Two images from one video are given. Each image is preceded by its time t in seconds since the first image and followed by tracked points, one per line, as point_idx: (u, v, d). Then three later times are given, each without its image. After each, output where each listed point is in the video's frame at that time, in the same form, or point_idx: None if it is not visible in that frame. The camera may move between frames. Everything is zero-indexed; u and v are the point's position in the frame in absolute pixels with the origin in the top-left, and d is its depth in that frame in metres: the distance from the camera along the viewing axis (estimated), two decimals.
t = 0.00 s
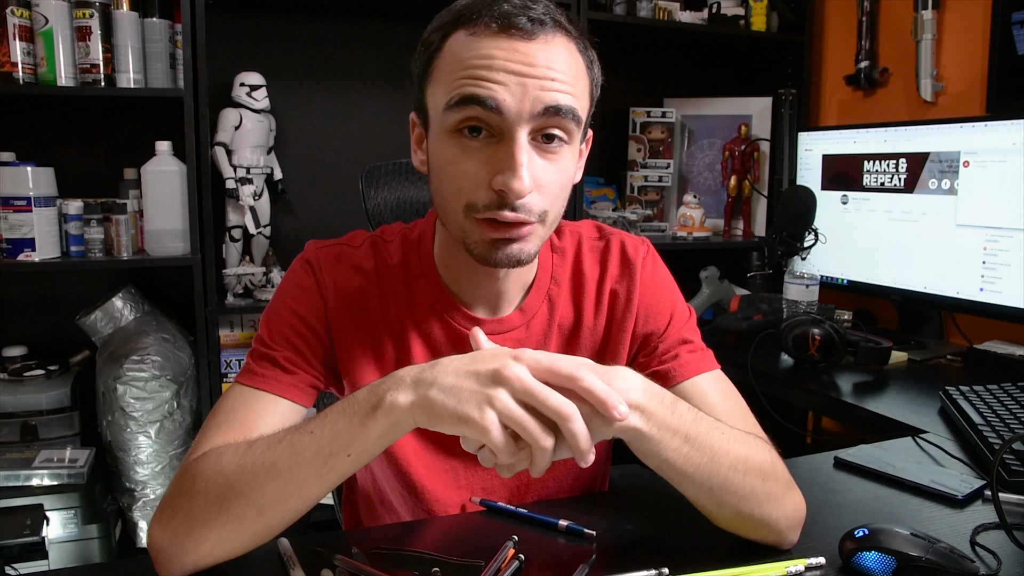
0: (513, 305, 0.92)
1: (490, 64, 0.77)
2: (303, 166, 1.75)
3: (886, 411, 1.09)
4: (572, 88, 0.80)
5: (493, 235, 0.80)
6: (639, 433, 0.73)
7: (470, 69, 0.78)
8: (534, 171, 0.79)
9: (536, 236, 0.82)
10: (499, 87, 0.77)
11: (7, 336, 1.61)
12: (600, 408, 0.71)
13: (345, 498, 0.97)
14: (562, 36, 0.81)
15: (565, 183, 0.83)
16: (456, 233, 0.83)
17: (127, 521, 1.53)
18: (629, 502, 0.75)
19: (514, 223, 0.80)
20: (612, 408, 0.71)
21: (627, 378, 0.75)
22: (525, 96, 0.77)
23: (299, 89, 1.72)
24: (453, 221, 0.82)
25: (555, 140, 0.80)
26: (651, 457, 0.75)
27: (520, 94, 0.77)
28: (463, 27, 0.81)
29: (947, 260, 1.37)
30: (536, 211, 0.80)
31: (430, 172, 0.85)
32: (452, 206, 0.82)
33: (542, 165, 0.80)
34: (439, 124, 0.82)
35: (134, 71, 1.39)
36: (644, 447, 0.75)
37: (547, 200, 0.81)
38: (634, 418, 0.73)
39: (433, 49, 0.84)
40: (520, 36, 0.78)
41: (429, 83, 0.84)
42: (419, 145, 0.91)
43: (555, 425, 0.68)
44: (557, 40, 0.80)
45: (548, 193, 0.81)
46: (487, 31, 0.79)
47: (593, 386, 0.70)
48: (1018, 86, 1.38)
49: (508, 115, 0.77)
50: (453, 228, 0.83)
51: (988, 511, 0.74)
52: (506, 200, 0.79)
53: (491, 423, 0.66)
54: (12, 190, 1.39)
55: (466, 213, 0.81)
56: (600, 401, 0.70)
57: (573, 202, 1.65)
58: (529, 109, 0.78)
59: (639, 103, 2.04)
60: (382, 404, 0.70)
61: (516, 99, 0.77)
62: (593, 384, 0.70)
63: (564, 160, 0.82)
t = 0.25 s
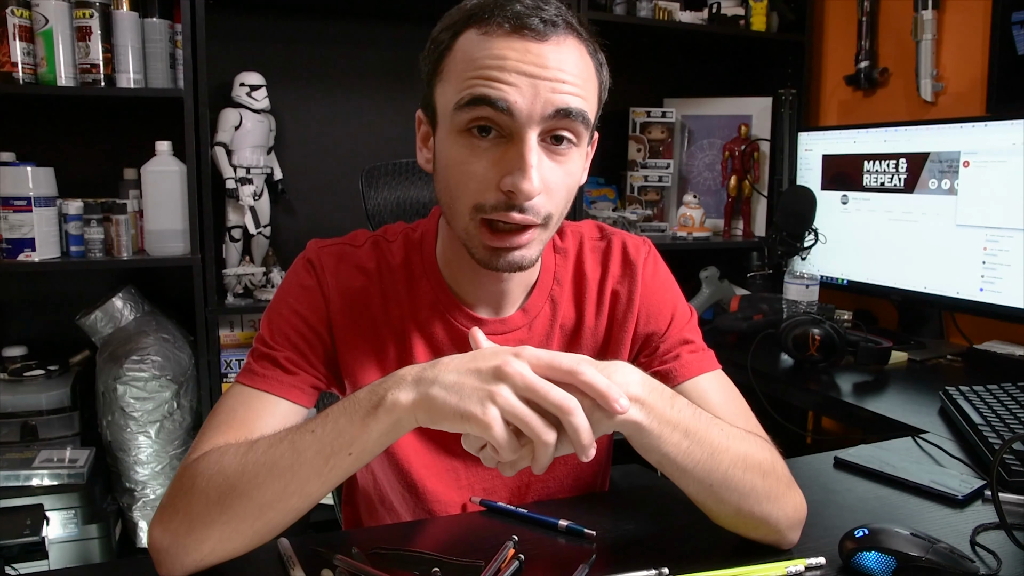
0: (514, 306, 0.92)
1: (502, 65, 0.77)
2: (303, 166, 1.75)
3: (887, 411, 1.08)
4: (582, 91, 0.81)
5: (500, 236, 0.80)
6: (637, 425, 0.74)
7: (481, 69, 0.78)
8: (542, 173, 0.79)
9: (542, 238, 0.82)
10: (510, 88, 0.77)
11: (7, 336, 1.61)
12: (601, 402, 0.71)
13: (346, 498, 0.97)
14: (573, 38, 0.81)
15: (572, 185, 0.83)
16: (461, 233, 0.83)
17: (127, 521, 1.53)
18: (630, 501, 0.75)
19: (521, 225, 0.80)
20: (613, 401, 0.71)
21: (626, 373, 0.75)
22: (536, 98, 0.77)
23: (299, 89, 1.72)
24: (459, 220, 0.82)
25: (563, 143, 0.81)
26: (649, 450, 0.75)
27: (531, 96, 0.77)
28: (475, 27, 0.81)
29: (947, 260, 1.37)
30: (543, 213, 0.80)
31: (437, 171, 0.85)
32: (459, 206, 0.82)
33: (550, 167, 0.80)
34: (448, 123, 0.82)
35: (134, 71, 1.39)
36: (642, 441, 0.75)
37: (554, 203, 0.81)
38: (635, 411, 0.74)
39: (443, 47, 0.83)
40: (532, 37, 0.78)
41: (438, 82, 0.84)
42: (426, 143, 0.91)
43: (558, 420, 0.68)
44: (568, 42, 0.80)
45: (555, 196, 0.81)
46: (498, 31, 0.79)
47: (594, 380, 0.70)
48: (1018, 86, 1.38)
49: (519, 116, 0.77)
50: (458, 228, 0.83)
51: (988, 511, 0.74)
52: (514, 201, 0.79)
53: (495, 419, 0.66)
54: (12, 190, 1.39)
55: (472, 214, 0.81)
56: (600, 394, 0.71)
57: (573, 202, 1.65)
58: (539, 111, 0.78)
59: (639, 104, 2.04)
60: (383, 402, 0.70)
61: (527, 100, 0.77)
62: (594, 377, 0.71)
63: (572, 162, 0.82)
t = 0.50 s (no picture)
0: (515, 305, 0.92)
1: (505, 67, 0.77)
2: (303, 166, 1.75)
3: (887, 411, 1.09)
4: (585, 93, 0.81)
5: (502, 236, 0.80)
6: (637, 418, 0.74)
7: (484, 71, 0.78)
8: (544, 174, 0.79)
9: (544, 238, 0.82)
10: (513, 90, 0.77)
11: (7, 336, 1.61)
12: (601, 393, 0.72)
13: (346, 498, 0.97)
14: (575, 40, 0.81)
15: (574, 186, 0.83)
16: (463, 233, 0.83)
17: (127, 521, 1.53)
18: (629, 501, 0.75)
19: (523, 225, 0.80)
20: (613, 391, 0.71)
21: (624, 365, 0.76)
22: (539, 99, 0.77)
23: (299, 89, 1.72)
24: (461, 220, 0.82)
25: (565, 144, 0.81)
26: (650, 444, 0.76)
27: (534, 98, 0.77)
28: (478, 28, 0.80)
29: (947, 260, 1.37)
30: (546, 214, 0.80)
31: (439, 171, 0.85)
32: (461, 207, 0.82)
33: (552, 168, 0.80)
34: (450, 124, 0.82)
35: (134, 71, 1.39)
36: (641, 435, 0.75)
37: (556, 203, 0.81)
38: (635, 402, 0.74)
39: (446, 48, 0.83)
40: (535, 38, 0.78)
41: (441, 83, 0.84)
42: (427, 143, 0.91)
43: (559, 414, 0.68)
44: (571, 44, 0.81)
45: (557, 196, 0.81)
46: (501, 32, 0.79)
47: (593, 372, 0.71)
48: (1018, 86, 1.38)
49: (521, 118, 0.77)
50: (460, 228, 0.83)
51: (988, 511, 0.74)
52: (516, 202, 0.79)
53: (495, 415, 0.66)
54: (12, 190, 1.39)
55: (475, 214, 0.81)
56: (600, 384, 0.71)
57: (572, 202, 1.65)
58: (542, 113, 0.78)
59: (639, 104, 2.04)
60: (380, 400, 0.69)
61: (530, 102, 0.77)
62: (594, 369, 0.71)
63: (574, 163, 0.82)
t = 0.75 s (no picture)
0: (515, 306, 0.92)
1: (507, 69, 0.77)
2: (303, 166, 1.75)
3: (887, 411, 1.09)
4: (586, 94, 0.81)
5: (503, 237, 0.80)
6: (636, 418, 0.74)
7: (486, 72, 0.78)
8: (546, 176, 0.79)
9: (545, 240, 0.82)
10: (515, 92, 0.77)
11: (7, 336, 1.61)
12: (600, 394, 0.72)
13: (346, 498, 0.97)
14: (576, 41, 0.81)
15: (575, 187, 0.83)
16: (465, 234, 0.83)
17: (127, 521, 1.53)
18: (629, 501, 0.75)
19: (524, 227, 0.80)
20: (612, 392, 0.72)
21: (623, 366, 0.76)
22: (541, 101, 0.77)
23: (299, 89, 1.72)
24: (462, 221, 0.82)
25: (566, 145, 0.81)
26: (648, 444, 0.76)
27: (535, 100, 0.77)
28: (479, 28, 0.80)
29: (947, 260, 1.37)
30: (547, 215, 0.80)
31: (440, 172, 0.85)
32: (462, 208, 0.82)
33: (554, 170, 0.80)
34: (451, 125, 0.82)
35: (134, 71, 1.39)
36: (640, 435, 0.75)
37: (558, 205, 0.81)
38: (634, 403, 0.74)
39: (447, 48, 0.83)
40: (537, 40, 0.78)
41: (441, 84, 0.84)
42: (428, 143, 0.91)
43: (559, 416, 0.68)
44: (572, 45, 0.81)
45: (558, 197, 0.81)
46: (503, 33, 0.79)
47: (594, 373, 0.71)
48: (1018, 86, 1.38)
49: (523, 120, 0.77)
50: (461, 230, 0.83)
51: (988, 511, 0.74)
52: (517, 204, 0.79)
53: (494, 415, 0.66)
54: (12, 190, 1.39)
55: (476, 215, 0.81)
56: (599, 386, 0.71)
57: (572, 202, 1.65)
58: (543, 115, 0.78)
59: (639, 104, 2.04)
60: (379, 400, 0.69)
61: (531, 104, 0.77)
62: (594, 370, 0.71)
63: (575, 164, 0.82)
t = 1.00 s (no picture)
0: (514, 306, 0.92)
1: (507, 69, 0.77)
2: (303, 166, 1.75)
3: (886, 411, 1.09)
4: (586, 95, 0.81)
5: (503, 237, 0.80)
6: (633, 418, 0.74)
7: (486, 72, 0.78)
8: (545, 177, 0.79)
9: (544, 240, 0.82)
10: (515, 92, 0.77)
11: (8, 336, 1.61)
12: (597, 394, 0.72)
13: (346, 498, 0.97)
14: (576, 41, 0.81)
15: (575, 188, 0.83)
16: (464, 234, 0.83)
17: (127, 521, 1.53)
18: (629, 501, 0.75)
19: (524, 227, 0.80)
20: (609, 392, 0.72)
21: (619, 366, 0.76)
22: (541, 101, 0.77)
23: (299, 89, 1.72)
24: (461, 221, 0.82)
25: (566, 146, 0.81)
26: (645, 444, 0.76)
27: (535, 100, 0.77)
28: (480, 28, 0.80)
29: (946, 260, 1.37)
30: (546, 216, 0.80)
31: (440, 172, 0.85)
32: (462, 208, 0.82)
33: (553, 170, 0.80)
34: (451, 125, 0.82)
35: (134, 71, 1.39)
36: (637, 435, 0.75)
37: (557, 206, 0.81)
38: (631, 403, 0.74)
39: (447, 48, 0.83)
40: (537, 40, 0.78)
41: (441, 84, 0.84)
42: (427, 143, 0.91)
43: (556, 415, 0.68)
44: (572, 45, 0.80)
45: (557, 198, 0.81)
46: (503, 33, 0.79)
47: (592, 374, 0.71)
48: (1018, 85, 1.38)
49: (523, 120, 0.77)
50: (461, 230, 0.83)
51: (988, 511, 0.74)
52: (517, 204, 0.79)
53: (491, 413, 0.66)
54: (12, 190, 1.39)
55: (476, 216, 0.81)
56: (597, 386, 0.71)
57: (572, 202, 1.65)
58: (543, 116, 0.78)
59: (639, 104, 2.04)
60: (375, 398, 0.69)
61: (531, 104, 0.77)
62: (591, 370, 0.71)
63: (574, 165, 0.82)
